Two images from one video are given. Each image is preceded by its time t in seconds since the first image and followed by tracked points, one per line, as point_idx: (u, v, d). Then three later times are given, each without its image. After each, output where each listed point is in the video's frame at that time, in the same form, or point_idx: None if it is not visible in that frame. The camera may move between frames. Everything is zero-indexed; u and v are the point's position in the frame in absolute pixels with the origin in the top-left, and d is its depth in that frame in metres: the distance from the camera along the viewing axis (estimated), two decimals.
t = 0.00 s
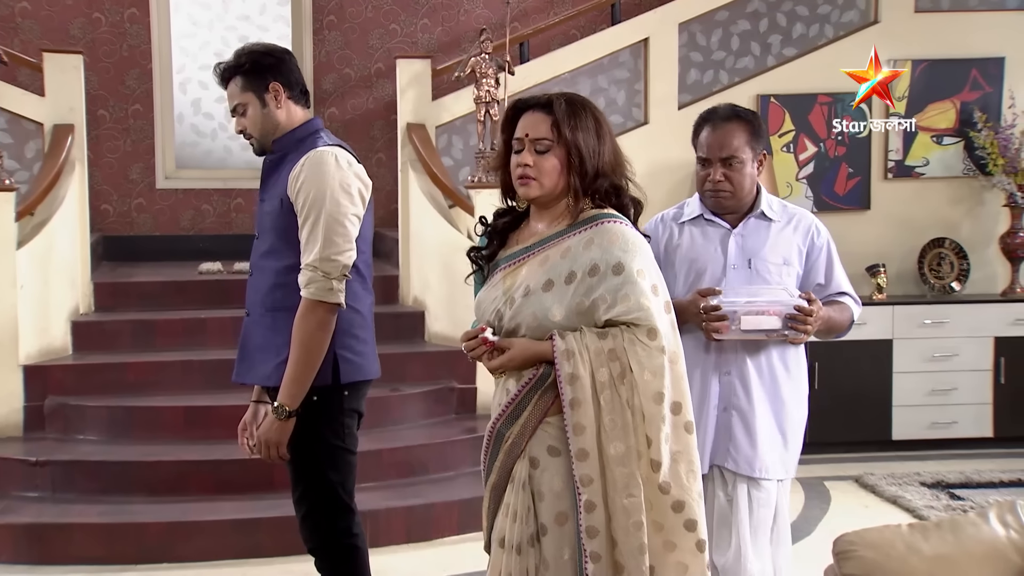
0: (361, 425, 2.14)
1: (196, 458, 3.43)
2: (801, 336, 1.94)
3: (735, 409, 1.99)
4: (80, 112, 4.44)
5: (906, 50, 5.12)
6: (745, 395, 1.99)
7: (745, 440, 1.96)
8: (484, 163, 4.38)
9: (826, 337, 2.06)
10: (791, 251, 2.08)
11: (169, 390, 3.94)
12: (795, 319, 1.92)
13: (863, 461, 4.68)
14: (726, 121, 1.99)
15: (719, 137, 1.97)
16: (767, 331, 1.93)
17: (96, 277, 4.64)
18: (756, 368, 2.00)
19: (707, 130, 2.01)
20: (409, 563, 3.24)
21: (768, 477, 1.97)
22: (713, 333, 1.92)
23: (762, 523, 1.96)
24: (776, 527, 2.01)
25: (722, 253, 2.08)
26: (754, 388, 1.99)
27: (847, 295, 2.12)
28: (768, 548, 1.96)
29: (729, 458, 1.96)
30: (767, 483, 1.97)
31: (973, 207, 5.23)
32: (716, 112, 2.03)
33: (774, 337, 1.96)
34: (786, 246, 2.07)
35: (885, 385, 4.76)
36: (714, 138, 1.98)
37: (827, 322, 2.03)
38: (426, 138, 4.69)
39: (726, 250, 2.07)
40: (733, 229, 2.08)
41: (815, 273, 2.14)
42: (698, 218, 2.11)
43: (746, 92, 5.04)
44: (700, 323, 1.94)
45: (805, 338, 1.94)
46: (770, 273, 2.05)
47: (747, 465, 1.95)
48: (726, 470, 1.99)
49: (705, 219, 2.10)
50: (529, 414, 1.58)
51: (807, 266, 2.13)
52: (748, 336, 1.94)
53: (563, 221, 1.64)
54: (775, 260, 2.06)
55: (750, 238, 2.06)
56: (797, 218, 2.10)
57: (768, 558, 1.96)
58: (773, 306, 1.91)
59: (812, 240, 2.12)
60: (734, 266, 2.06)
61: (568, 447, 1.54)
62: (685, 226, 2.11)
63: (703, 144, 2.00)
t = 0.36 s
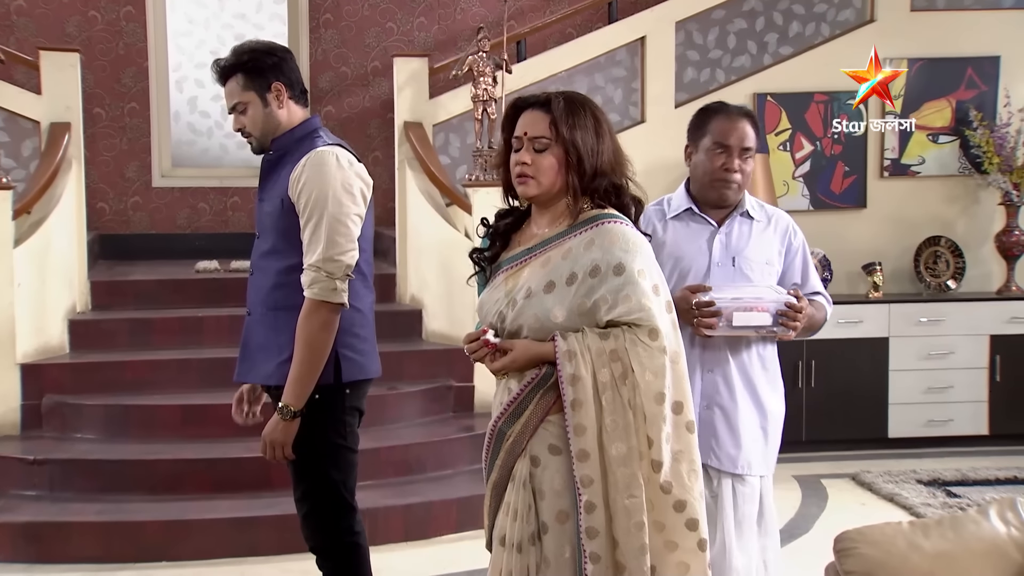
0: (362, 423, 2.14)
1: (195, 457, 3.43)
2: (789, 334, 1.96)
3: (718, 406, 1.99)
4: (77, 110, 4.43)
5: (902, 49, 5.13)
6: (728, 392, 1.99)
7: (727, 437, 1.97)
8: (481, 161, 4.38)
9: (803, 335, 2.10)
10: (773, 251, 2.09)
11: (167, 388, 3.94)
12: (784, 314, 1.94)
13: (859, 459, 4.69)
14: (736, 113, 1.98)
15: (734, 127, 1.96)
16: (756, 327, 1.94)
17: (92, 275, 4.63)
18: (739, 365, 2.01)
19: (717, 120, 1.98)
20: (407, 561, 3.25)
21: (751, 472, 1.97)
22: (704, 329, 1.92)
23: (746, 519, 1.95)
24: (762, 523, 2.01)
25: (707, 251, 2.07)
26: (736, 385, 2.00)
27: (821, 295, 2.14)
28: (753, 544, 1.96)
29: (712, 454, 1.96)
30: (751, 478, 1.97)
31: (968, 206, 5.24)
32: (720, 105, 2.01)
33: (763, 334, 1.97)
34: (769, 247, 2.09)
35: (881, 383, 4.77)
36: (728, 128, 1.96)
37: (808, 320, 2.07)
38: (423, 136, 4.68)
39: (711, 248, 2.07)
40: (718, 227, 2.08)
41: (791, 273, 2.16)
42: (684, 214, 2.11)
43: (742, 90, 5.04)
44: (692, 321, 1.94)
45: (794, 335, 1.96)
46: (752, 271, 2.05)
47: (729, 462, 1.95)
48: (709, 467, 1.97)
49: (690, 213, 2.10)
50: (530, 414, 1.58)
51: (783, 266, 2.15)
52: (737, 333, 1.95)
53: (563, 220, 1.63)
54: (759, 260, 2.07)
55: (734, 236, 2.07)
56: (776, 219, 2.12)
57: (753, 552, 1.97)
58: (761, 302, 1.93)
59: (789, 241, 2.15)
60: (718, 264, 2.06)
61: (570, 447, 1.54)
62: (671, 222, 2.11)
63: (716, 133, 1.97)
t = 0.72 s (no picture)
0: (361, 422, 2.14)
1: (195, 455, 3.43)
2: (787, 343, 1.99)
3: (707, 408, 1.99)
4: (76, 109, 4.41)
5: (901, 48, 5.14)
6: (717, 393, 2.00)
7: (713, 438, 1.97)
8: (481, 161, 4.38)
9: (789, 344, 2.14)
10: (768, 260, 2.12)
11: (166, 387, 3.93)
12: (786, 324, 1.97)
13: (859, 458, 4.69)
14: (761, 121, 2.00)
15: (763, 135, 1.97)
16: (758, 335, 1.95)
17: (92, 275, 4.62)
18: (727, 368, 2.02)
19: (745, 124, 1.97)
20: (408, 560, 3.25)
21: (737, 470, 1.96)
22: (708, 334, 1.93)
23: (731, 518, 1.95)
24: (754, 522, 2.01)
25: (709, 254, 2.07)
26: (725, 387, 2.01)
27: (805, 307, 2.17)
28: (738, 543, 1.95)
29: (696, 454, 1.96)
30: (737, 477, 1.96)
31: (967, 205, 5.24)
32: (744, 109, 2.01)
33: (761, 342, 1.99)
34: (765, 255, 2.11)
35: (880, 383, 4.77)
36: (759, 135, 1.97)
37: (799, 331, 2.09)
38: (422, 136, 4.68)
39: (713, 252, 2.07)
40: (723, 230, 2.08)
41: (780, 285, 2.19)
42: (691, 213, 2.09)
43: (742, 89, 5.04)
44: (696, 324, 1.94)
45: (790, 344, 1.99)
46: (750, 277, 2.07)
47: (716, 463, 1.95)
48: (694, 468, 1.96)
49: (697, 212, 2.09)
50: (532, 415, 1.58)
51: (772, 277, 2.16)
52: (738, 340, 1.96)
53: (563, 220, 1.63)
54: (756, 268, 2.09)
55: (736, 242, 2.08)
56: (773, 229, 2.15)
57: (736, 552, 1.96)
58: (765, 310, 1.95)
59: (780, 255, 2.16)
60: (719, 268, 2.06)
61: (574, 448, 1.54)
62: (677, 220, 2.09)
63: (743, 137, 1.96)
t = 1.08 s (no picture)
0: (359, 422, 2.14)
1: (194, 455, 3.42)
2: (804, 340, 1.98)
3: (725, 409, 1.99)
4: (74, 109, 4.41)
5: (899, 48, 5.14)
6: (735, 394, 2.00)
7: (733, 440, 1.96)
8: (479, 161, 4.38)
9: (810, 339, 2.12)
10: (781, 254, 2.11)
11: (165, 387, 3.93)
12: (801, 321, 1.96)
13: (857, 458, 4.70)
14: (728, 119, 1.98)
15: (728, 135, 1.96)
16: (773, 335, 1.94)
17: (90, 275, 4.62)
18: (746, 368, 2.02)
19: (710, 127, 1.98)
20: (407, 560, 3.25)
21: (752, 473, 1.97)
22: (722, 336, 1.92)
23: (745, 520, 1.96)
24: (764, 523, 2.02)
25: (719, 254, 2.07)
26: (742, 387, 2.00)
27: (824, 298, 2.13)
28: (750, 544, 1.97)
29: (716, 455, 1.96)
30: (752, 479, 1.97)
31: (965, 204, 5.25)
32: (712, 111, 2.01)
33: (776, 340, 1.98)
34: (777, 249, 2.10)
35: (879, 382, 4.78)
36: (724, 136, 1.97)
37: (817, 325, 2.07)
38: (421, 135, 4.68)
39: (723, 251, 2.07)
40: (729, 230, 2.08)
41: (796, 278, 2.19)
42: (696, 217, 2.09)
43: (740, 89, 5.04)
44: (709, 327, 1.93)
45: (806, 341, 1.98)
46: (764, 275, 2.07)
47: (733, 465, 1.95)
48: (712, 469, 1.97)
49: (702, 218, 2.08)
50: (530, 416, 1.59)
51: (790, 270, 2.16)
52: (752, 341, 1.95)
53: (560, 221, 1.64)
54: (769, 264, 2.08)
55: (746, 239, 2.07)
56: (784, 221, 2.13)
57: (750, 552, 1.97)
58: (778, 309, 1.94)
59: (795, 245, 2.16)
60: (730, 268, 2.06)
61: (573, 450, 1.55)
62: (683, 225, 2.09)
63: (709, 141, 1.97)
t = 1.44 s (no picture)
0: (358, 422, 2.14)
1: (193, 456, 3.42)
2: (809, 329, 1.95)
3: (743, 403, 1.99)
4: (73, 109, 4.41)
5: (897, 48, 5.14)
6: (751, 387, 2.00)
7: (754, 437, 1.97)
8: (478, 161, 4.38)
9: (831, 330, 2.09)
10: (792, 245, 2.10)
11: (163, 387, 3.93)
12: (802, 310, 1.93)
13: (856, 458, 4.70)
14: (713, 115, 2.03)
15: (703, 128, 2.01)
16: (774, 325, 1.94)
17: (89, 275, 4.62)
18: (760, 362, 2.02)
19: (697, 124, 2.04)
20: (406, 560, 3.25)
21: (774, 471, 1.99)
22: (721, 328, 1.91)
23: (768, 518, 1.98)
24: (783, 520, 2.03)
25: (724, 249, 2.08)
26: (760, 382, 2.00)
27: (848, 289, 2.15)
28: (774, 543, 1.99)
29: (738, 452, 1.97)
30: (773, 478, 1.99)
31: (964, 204, 5.25)
32: (705, 109, 2.06)
33: (781, 331, 1.97)
34: (787, 241, 2.09)
35: (877, 382, 4.78)
36: (701, 130, 2.01)
37: (832, 314, 2.07)
38: (420, 135, 4.68)
39: (728, 246, 2.08)
40: (732, 224, 2.09)
41: (815, 268, 2.16)
42: (698, 215, 2.11)
43: (739, 89, 5.04)
44: (709, 319, 1.94)
45: (813, 330, 1.95)
46: (772, 266, 2.06)
47: (755, 460, 1.96)
48: (733, 465, 1.99)
49: (704, 215, 2.10)
50: (530, 417, 1.59)
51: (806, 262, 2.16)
52: (754, 331, 1.94)
53: (558, 224, 1.64)
54: (778, 255, 2.08)
55: (750, 232, 2.07)
56: (795, 213, 2.12)
57: (775, 549, 2.00)
58: (779, 299, 1.93)
59: (812, 235, 2.15)
60: (736, 261, 2.07)
61: (573, 450, 1.55)
62: (685, 222, 2.11)
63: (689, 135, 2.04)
